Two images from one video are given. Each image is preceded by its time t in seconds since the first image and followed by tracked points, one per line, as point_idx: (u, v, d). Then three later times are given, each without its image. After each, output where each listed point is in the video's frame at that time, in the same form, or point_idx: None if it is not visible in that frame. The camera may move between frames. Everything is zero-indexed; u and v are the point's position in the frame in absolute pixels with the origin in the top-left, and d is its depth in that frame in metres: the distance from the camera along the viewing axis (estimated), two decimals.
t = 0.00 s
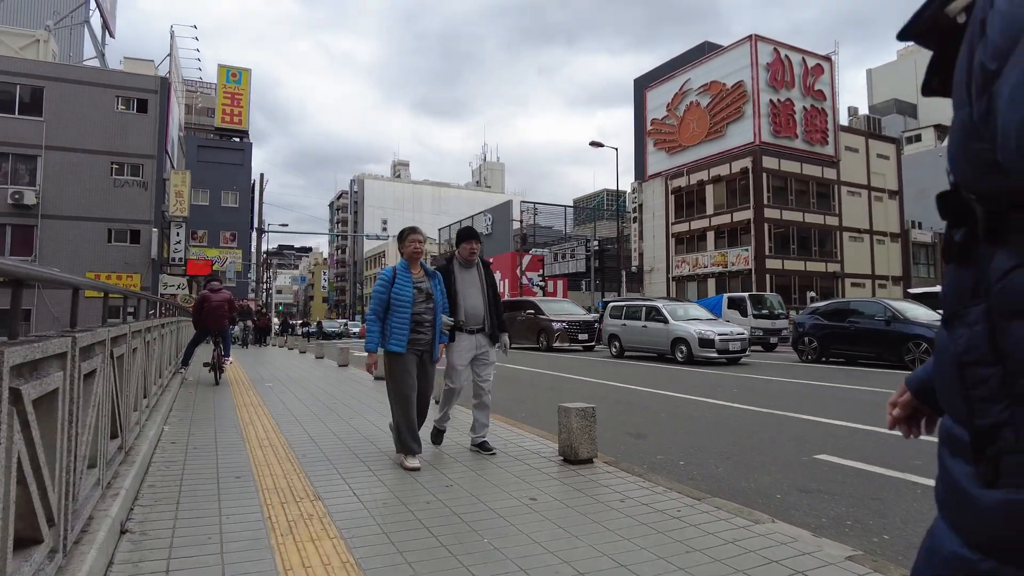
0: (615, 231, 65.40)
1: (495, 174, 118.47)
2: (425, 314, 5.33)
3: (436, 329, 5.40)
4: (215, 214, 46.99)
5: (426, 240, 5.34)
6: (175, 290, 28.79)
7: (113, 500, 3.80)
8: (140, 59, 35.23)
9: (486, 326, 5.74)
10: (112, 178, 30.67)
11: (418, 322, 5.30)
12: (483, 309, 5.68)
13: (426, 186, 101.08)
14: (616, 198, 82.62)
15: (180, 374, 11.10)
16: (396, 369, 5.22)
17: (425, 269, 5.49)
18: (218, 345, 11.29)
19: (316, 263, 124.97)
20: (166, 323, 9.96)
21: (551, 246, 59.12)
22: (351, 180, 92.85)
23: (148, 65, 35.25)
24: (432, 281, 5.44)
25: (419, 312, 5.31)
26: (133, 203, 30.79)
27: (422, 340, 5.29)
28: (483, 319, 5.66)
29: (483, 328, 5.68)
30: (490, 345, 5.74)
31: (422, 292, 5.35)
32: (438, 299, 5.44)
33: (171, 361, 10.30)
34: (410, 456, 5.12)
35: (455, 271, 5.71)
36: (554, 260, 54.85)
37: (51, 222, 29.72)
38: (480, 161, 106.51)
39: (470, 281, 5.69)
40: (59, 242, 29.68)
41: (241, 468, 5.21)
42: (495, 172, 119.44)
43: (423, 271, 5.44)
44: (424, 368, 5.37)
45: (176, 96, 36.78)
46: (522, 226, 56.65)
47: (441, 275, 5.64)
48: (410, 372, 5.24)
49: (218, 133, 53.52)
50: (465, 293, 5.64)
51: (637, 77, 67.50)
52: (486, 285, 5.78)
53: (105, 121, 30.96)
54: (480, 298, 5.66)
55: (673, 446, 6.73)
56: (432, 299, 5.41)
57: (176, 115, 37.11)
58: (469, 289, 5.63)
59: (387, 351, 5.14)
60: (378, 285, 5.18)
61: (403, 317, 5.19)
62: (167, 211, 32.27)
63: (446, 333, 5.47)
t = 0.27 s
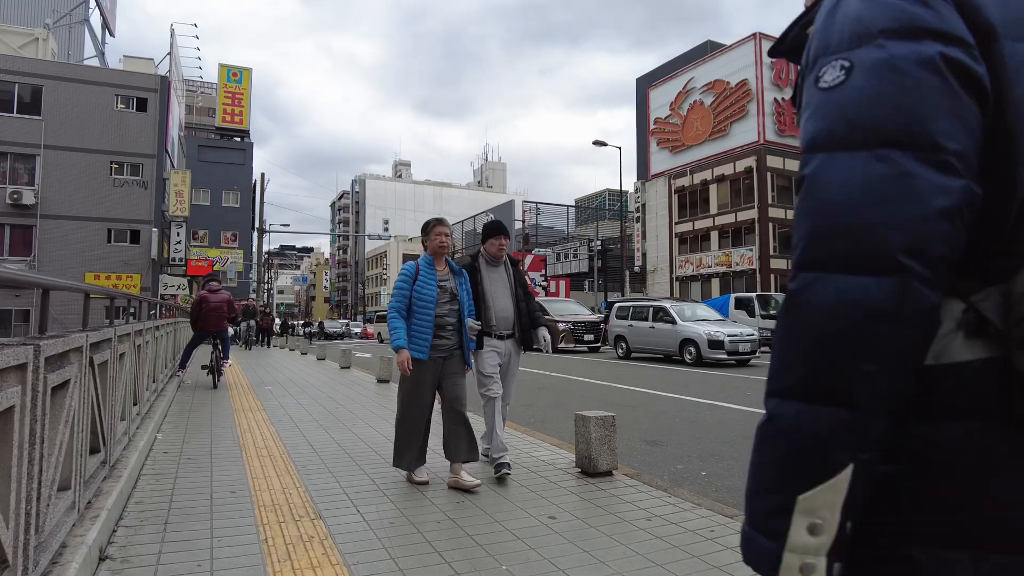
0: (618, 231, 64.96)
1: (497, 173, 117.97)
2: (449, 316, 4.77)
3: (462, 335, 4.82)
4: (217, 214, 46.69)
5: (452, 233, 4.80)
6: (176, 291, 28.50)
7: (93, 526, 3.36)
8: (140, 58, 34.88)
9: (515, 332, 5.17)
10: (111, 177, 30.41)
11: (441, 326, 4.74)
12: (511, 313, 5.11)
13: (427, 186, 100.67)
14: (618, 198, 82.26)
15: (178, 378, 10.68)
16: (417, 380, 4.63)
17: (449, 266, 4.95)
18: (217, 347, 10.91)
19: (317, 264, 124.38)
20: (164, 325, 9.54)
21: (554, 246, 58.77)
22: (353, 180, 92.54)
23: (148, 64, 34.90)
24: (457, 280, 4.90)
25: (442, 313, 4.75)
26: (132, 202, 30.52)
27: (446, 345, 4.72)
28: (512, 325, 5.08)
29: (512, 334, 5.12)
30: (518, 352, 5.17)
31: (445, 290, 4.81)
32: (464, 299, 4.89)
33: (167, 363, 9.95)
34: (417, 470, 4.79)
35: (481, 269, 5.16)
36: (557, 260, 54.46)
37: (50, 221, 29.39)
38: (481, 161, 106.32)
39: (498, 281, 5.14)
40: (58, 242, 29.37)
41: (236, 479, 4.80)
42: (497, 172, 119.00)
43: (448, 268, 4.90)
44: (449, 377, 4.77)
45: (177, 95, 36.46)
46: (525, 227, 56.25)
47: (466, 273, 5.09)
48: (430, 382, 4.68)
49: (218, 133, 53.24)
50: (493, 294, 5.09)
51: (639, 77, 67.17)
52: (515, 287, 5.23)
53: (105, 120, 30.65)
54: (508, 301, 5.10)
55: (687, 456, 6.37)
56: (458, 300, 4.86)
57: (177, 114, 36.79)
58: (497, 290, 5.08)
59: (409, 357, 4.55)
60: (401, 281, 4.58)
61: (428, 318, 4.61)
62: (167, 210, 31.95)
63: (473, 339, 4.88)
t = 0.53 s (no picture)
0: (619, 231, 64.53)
1: (495, 173, 117.19)
2: (492, 320, 4.24)
3: (505, 342, 4.30)
4: (214, 214, 46.26)
5: (495, 226, 4.28)
6: (173, 291, 28.09)
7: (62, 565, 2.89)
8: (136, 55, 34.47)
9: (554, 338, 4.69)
10: (106, 176, 29.96)
11: (483, 331, 4.20)
12: (550, 316, 4.65)
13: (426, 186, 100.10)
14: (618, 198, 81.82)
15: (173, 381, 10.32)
16: (452, 394, 4.12)
17: (490, 262, 4.42)
18: (214, 350, 10.56)
19: (315, 264, 123.63)
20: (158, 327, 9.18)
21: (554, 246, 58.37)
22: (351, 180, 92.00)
23: (143, 62, 34.45)
24: (499, 280, 4.37)
25: (484, 318, 4.22)
26: (128, 202, 30.08)
27: (490, 353, 4.18)
28: (551, 330, 4.61)
29: (551, 340, 4.64)
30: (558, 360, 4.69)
31: (488, 291, 4.26)
32: (507, 300, 4.36)
33: (162, 367, 9.51)
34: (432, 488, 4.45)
35: (520, 267, 4.66)
36: (557, 260, 54.06)
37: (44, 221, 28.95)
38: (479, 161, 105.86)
39: (537, 279, 4.65)
40: (52, 242, 28.95)
41: (229, 499, 4.35)
42: (496, 172, 118.42)
43: (490, 265, 4.38)
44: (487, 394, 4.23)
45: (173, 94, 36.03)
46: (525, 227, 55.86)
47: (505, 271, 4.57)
48: (469, 397, 4.17)
49: (216, 132, 52.74)
50: (533, 297, 4.59)
51: (640, 76, 66.76)
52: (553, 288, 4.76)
53: (100, 118, 30.20)
54: (547, 303, 4.63)
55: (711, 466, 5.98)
56: (502, 303, 4.33)
57: (174, 113, 36.38)
58: (537, 292, 4.59)
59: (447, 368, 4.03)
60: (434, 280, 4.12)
61: (465, 323, 4.12)
62: (164, 210, 31.50)
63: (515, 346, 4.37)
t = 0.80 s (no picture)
0: (620, 231, 64.15)
1: (494, 172, 116.50)
2: (546, 323, 3.64)
3: (562, 348, 3.70)
4: (213, 214, 45.89)
5: (550, 214, 3.70)
6: (171, 291, 27.76)
7: None
8: (133, 52, 34.07)
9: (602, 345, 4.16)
10: (104, 174, 29.57)
11: (536, 336, 3.61)
12: (600, 321, 4.11)
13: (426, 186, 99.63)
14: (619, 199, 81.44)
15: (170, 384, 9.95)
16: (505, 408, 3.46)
17: (541, 256, 3.81)
18: (213, 351, 10.21)
19: (313, 264, 123.06)
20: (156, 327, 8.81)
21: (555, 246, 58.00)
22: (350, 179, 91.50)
23: (141, 59, 34.09)
24: (552, 278, 3.78)
25: (537, 320, 3.62)
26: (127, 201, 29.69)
27: (543, 361, 3.60)
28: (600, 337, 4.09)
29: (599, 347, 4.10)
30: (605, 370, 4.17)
31: (541, 289, 3.67)
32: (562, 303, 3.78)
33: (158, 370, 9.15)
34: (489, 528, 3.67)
35: (569, 262, 4.08)
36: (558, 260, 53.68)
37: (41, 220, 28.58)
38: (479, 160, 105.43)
39: (587, 279, 4.09)
40: (49, 241, 28.59)
41: (230, 515, 4.03)
42: (495, 172, 117.95)
43: (542, 258, 3.79)
44: (538, 404, 3.71)
45: (172, 92, 35.71)
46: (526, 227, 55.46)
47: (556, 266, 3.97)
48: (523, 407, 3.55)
49: (214, 131, 52.31)
50: (583, 300, 4.03)
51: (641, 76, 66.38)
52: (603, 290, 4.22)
53: (98, 116, 29.82)
54: (597, 306, 4.09)
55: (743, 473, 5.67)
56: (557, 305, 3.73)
57: (172, 111, 36.05)
58: (587, 294, 4.04)
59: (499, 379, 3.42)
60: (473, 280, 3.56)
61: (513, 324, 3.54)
62: (162, 209, 31.10)
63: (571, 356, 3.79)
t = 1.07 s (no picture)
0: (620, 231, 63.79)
1: (492, 173, 115.93)
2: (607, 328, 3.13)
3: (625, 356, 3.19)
4: (210, 213, 45.45)
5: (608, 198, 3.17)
6: (166, 291, 27.33)
7: None
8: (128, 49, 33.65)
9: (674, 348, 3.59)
10: (98, 172, 29.14)
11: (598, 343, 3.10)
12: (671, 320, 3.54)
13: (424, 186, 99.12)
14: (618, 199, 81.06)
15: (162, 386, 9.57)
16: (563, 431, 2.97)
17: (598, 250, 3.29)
18: (207, 351, 9.84)
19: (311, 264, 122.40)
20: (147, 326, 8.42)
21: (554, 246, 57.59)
22: (348, 179, 90.97)
23: (136, 55, 33.66)
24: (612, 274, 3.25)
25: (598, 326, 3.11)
26: (121, 199, 29.26)
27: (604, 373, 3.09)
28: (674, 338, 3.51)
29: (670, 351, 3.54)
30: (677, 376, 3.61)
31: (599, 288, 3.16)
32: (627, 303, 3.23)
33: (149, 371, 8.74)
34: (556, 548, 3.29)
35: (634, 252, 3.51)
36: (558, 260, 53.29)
37: (33, 218, 28.19)
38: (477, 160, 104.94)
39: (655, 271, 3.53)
40: (41, 240, 28.21)
41: (225, 533, 3.65)
42: (494, 172, 117.46)
43: (599, 248, 3.28)
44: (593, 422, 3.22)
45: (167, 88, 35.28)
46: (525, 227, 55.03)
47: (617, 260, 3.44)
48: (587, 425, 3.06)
49: (211, 129, 51.83)
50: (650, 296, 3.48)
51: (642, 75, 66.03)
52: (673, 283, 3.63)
53: (92, 112, 29.38)
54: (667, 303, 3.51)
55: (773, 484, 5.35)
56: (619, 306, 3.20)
57: (168, 108, 35.63)
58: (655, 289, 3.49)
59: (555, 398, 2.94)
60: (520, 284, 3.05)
61: (570, 331, 3.09)
62: (157, 207, 30.64)
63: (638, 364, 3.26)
